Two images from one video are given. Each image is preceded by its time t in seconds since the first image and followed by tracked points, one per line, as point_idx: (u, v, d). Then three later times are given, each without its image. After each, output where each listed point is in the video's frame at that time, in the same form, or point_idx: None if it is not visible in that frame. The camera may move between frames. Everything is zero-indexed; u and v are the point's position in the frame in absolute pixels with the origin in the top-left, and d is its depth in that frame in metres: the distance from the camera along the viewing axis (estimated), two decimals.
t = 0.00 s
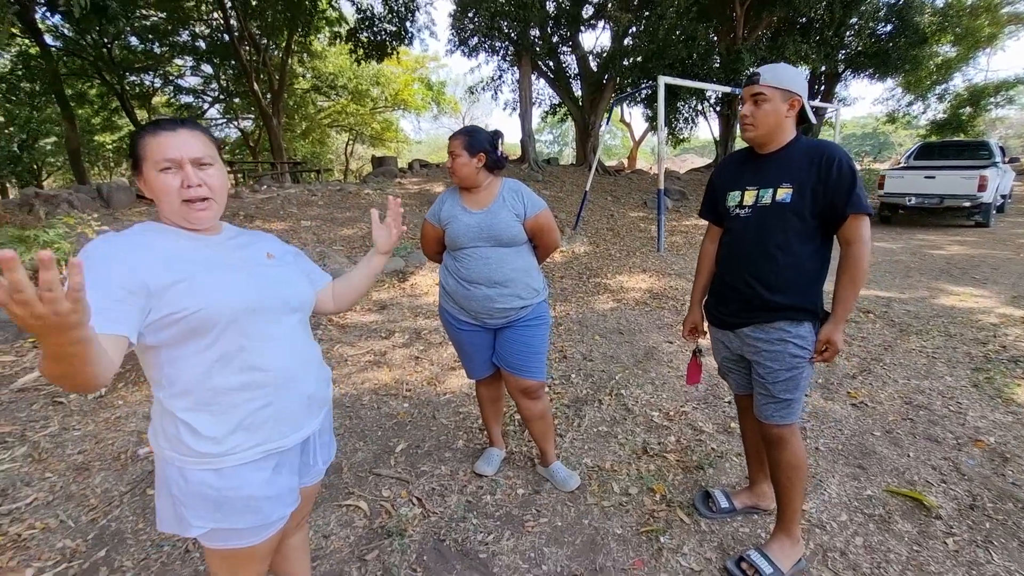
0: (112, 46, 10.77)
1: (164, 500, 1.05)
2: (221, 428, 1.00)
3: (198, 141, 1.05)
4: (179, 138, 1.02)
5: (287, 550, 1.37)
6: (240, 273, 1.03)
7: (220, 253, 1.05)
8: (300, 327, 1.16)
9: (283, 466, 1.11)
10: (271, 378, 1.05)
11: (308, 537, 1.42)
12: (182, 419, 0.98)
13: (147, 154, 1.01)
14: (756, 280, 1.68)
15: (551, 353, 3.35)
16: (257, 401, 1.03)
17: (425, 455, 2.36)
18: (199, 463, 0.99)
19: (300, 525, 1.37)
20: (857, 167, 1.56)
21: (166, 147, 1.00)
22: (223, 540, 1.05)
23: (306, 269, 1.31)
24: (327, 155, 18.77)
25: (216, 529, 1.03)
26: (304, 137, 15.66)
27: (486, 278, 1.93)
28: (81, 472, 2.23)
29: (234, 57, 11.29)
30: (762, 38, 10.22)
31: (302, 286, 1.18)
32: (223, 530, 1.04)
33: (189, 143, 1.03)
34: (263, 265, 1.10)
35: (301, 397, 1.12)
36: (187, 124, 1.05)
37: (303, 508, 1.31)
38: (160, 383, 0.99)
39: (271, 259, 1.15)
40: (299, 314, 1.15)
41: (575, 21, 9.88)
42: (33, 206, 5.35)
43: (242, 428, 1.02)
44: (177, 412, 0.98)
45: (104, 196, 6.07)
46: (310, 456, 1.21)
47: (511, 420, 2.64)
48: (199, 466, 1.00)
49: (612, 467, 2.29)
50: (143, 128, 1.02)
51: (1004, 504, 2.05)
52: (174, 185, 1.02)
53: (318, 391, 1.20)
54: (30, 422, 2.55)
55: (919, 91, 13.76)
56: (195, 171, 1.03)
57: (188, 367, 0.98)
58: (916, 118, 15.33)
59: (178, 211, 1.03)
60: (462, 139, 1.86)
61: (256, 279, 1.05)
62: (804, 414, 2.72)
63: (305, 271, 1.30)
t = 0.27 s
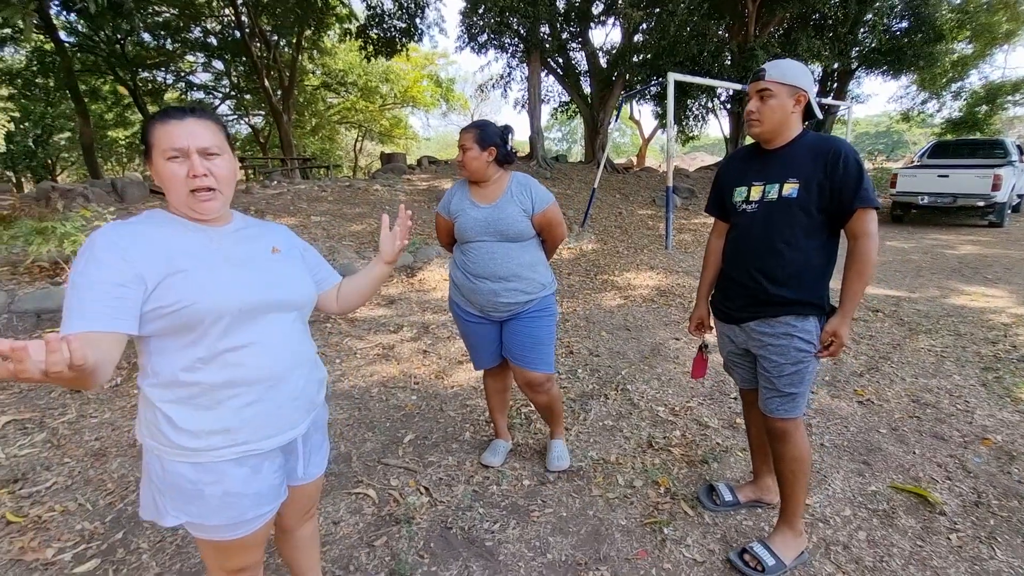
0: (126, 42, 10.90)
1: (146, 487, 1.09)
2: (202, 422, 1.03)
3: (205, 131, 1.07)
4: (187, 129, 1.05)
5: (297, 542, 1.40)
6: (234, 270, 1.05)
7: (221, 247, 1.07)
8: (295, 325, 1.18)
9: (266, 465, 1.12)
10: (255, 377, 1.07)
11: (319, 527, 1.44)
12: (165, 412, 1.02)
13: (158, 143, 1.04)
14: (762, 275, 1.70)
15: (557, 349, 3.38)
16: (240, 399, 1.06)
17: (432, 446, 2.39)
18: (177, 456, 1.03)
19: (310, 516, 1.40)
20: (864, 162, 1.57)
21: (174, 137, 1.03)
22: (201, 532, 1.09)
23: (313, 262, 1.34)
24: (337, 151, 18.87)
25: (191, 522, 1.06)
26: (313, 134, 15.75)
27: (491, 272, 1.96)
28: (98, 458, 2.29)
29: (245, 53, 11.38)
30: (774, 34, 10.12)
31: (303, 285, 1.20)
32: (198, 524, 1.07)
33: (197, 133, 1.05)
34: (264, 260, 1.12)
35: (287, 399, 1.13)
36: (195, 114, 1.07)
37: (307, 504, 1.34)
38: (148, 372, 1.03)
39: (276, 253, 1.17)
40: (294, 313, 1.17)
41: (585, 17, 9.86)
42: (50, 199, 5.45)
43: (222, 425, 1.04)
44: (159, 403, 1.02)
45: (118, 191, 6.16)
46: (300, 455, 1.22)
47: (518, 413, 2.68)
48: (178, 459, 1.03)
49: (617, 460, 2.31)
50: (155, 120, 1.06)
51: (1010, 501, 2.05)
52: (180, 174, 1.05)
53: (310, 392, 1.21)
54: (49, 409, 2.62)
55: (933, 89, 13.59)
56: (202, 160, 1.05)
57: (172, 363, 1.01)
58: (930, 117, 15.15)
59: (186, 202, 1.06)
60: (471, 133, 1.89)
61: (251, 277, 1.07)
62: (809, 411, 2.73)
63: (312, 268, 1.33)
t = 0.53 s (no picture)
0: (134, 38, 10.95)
1: (118, 482, 1.11)
2: (172, 430, 1.04)
3: (218, 132, 1.07)
4: (201, 129, 1.05)
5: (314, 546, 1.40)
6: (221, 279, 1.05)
7: (213, 251, 1.07)
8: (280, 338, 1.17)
9: (236, 478, 1.12)
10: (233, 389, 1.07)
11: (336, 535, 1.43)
12: (138, 414, 1.03)
13: (169, 142, 1.04)
14: (768, 272, 1.69)
15: (561, 346, 3.38)
16: (212, 410, 1.06)
17: (436, 441, 2.40)
18: (146, 459, 1.05)
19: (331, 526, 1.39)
20: (871, 160, 1.56)
21: (187, 138, 1.04)
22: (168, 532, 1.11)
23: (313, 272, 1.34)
24: (342, 148, 18.91)
25: (156, 523, 1.09)
26: (319, 130, 15.79)
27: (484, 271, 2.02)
28: (107, 450, 2.32)
29: (251, 49, 11.42)
30: (782, 31, 9.98)
31: (295, 295, 1.19)
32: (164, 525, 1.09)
33: (209, 134, 1.06)
34: (256, 268, 1.12)
35: (261, 415, 1.13)
36: (208, 114, 1.07)
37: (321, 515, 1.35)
38: (125, 371, 1.04)
39: (272, 261, 1.16)
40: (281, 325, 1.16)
41: (591, 14, 9.83)
42: (59, 193, 5.50)
43: (192, 435, 1.05)
44: (133, 404, 1.04)
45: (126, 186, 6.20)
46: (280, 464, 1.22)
47: (522, 409, 2.68)
48: (147, 462, 1.05)
49: (620, 457, 2.31)
50: (167, 115, 1.05)
51: (1017, 502, 2.04)
52: (191, 174, 1.05)
53: (290, 406, 1.20)
54: (58, 401, 2.64)
55: (943, 88, 13.46)
56: (213, 163, 1.06)
57: (150, 367, 1.02)
58: (940, 115, 15.00)
59: (192, 202, 1.07)
60: (475, 127, 1.90)
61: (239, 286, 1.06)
62: (814, 409, 2.72)
63: (310, 279, 1.33)
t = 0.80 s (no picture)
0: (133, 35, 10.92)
1: (102, 474, 1.11)
2: (159, 429, 1.04)
3: (234, 131, 1.08)
4: (219, 127, 1.06)
5: (313, 543, 1.40)
6: (218, 279, 1.04)
7: (211, 249, 1.06)
8: (272, 341, 1.18)
9: (220, 479, 1.13)
10: (220, 390, 1.07)
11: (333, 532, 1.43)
12: (125, 410, 1.03)
13: (185, 138, 1.03)
14: (769, 265, 1.69)
15: (562, 341, 3.37)
16: (200, 411, 1.06)
17: (437, 436, 2.41)
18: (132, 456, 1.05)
19: (328, 525, 1.40)
20: (874, 152, 1.55)
21: (206, 136, 1.04)
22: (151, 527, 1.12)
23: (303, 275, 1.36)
24: (342, 144, 18.89)
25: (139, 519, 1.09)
26: (319, 126, 15.77)
27: (445, 274, 2.08)
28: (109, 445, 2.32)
29: (251, 45, 11.39)
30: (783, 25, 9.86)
31: (289, 297, 1.20)
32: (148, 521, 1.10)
33: (226, 132, 1.07)
34: (253, 270, 1.12)
35: (247, 418, 1.13)
36: (225, 112, 1.08)
37: (316, 517, 1.35)
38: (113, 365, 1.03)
39: (270, 264, 1.17)
40: (272, 328, 1.16)
41: (591, 8, 9.78)
42: (60, 190, 5.50)
43: (179, 435, 1.05)
44: (119, 400, 1.04)
45: (126, 183, 6.20)
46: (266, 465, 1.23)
47: (522, 404, 2.68)
48: (132, 459, 1.05)
49: (621, 451, 2.31)
50: (182, 109, 1.04)
51: (1019, 495, 2.03)
52: (206, 172, 1.05)
53: (278, 409, 1.20)
54: (60, 397, 2.65)
55: (945, 81, 13.40)
56: (230, 163, 1.07)
57: (137, 363, 1.01)
58: (942, 109, 14.94)
59: (203, 199, 1.06)
60: (424, 135, 1.92)
61: (235, 287, 1.07)
62: (815, 403, 2.72)
63: (304, 283, 1.33)
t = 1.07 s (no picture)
0: (128, 35, 10.87)
1: (104, 479, 1.09)
2: (168, 431, 1.03)
3: (237, 130, 1.10)
4: (223, 126, 1.07)
5: (313, 546, 1.39)
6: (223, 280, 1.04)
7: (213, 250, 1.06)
8: (274, 341, 1.18)
9: (228, 478, 1.12)
10: (227, 389, 1.08)
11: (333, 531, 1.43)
12: (130, 414, 1.02)
13: (192, 138, 1.03)
14: (768, 259, 1.68)
15: (561, 338, 3.37)
16: (209, 412, 1.06)
17: (438, 434, 2.40)
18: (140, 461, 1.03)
19: (327, 526, 1.39)
20: (873, 144, 1.55)
21: (215, 135, 1.05)
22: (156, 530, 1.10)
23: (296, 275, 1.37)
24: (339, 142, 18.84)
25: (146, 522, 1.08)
26: (316, 125, 15.73)
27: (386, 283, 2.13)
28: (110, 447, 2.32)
29: (246, 44, 11.34)
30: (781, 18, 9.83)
31: (288, 297, 1.21)
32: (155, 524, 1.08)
33: (231, 132, 1.08)
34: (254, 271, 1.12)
35: (253, 418, 1.13)
36: (227, 112, 1.09)
37: (315, 518, 1.35)
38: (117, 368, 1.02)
39: (269, 265, 1.18)
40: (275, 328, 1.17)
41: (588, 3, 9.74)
42: (56, 192, 5.48)
43: (188, 437, 1.04)
44: (124, 404, 1.02)
45: (123, 184, 6.18)
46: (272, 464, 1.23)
47: (522, 401, 2.68)
48: (139, 462, 1.04)
49: (622, 447, 2.31)
50: (183, 110, 1.04)
51: (1019, 487, 2.04)
52: (220, 172, 1.06)
53: (281, 408, 1.21)
54: (60, 400, 2.64)
55: (943, 72, 13.37)
56: (240, 161, 1.09)
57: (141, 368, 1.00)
58: (940, 100, 14.92)
59: (214, 199, 1.07)
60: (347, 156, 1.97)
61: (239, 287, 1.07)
62: (815, 397, 2.72)
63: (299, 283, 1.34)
